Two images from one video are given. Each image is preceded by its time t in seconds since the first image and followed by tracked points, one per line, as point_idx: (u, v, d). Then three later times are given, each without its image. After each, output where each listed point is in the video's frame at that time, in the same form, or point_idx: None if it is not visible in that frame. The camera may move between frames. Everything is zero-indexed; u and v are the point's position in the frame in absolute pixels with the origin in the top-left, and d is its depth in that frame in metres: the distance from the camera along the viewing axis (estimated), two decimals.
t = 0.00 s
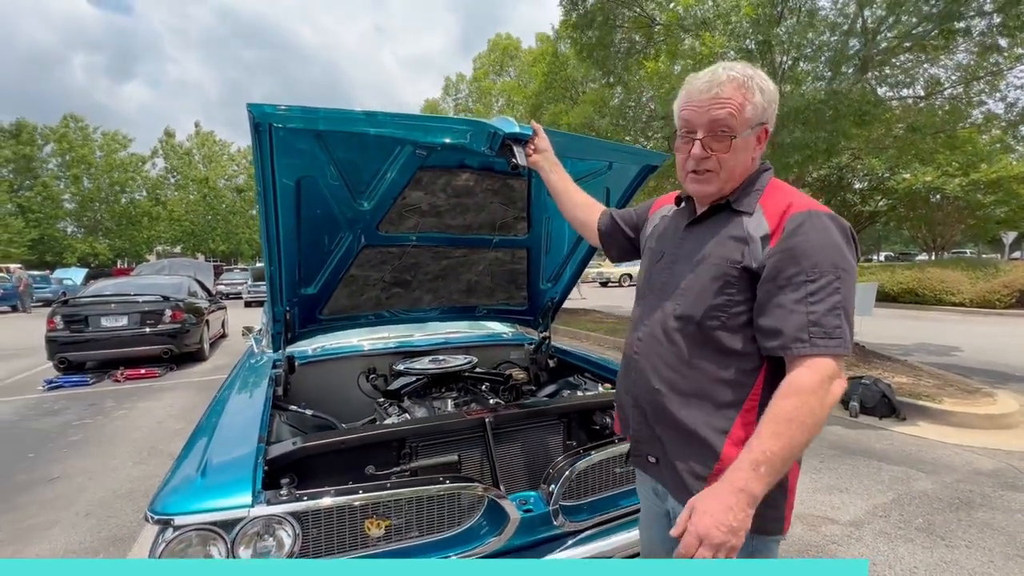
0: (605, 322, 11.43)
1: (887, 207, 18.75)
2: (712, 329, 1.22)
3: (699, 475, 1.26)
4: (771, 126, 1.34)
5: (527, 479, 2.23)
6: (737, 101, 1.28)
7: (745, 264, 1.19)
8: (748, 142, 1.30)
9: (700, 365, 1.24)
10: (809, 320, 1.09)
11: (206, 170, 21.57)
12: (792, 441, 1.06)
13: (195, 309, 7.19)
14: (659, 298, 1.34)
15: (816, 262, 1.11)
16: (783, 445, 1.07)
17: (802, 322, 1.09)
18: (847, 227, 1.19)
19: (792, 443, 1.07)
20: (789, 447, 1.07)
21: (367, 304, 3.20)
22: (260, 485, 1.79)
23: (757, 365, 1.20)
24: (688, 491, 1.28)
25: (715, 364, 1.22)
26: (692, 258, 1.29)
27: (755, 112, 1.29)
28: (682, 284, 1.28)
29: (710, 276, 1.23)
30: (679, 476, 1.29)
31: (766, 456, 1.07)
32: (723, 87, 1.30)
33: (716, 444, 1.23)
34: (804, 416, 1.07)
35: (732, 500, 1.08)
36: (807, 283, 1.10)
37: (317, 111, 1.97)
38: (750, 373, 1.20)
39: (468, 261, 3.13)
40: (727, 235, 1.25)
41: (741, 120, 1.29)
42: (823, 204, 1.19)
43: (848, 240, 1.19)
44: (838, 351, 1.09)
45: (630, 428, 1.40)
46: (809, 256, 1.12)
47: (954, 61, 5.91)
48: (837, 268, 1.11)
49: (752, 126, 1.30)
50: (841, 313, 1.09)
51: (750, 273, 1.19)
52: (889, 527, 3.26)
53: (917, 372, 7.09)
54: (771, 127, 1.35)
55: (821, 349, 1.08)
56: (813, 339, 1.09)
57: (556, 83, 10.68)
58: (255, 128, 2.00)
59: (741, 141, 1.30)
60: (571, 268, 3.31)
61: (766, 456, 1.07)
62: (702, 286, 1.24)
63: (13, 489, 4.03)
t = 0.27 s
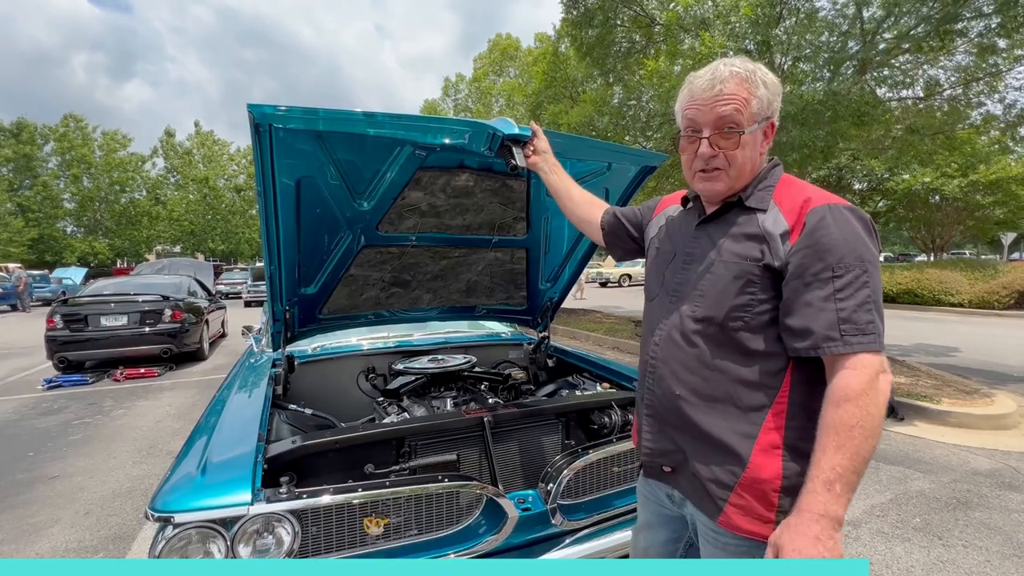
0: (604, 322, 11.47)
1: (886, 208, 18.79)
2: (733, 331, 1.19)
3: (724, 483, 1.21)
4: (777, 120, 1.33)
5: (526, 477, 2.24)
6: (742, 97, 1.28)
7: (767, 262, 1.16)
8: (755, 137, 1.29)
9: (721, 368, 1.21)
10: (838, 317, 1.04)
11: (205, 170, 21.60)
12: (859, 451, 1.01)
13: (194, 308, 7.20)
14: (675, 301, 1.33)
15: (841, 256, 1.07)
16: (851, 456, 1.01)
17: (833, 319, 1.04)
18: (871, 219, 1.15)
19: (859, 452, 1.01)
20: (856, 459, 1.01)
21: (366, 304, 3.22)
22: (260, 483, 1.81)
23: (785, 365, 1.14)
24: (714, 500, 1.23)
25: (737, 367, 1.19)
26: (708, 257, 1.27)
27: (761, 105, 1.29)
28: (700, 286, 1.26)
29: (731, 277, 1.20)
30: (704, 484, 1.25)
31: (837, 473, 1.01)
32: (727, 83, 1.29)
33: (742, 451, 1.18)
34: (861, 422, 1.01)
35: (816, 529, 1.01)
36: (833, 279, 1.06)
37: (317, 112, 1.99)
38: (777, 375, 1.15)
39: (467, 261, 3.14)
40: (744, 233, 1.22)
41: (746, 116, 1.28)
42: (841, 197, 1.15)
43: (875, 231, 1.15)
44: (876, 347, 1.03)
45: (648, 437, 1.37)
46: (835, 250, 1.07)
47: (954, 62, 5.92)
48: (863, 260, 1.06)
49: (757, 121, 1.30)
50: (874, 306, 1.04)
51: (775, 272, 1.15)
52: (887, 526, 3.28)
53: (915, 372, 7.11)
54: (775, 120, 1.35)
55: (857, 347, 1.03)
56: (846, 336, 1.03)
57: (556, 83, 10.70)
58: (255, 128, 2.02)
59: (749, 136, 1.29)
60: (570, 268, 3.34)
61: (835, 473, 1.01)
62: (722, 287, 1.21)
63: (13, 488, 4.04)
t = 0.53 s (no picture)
0: (603, 322, 11.48)
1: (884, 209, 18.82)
2: (752, 338, 1.19)
3: (738, 489, 1.22)
4: (802, 122, 1.27)
5: (524, 477, 2.24)
6: (767, 97, 1.22)
7: (790, 269, 1.15)
8: (772, 142, 1.24)
9: (741, 375, 1.20)
10: (865, 327, 1.04)
11: (205, 169, 21.60)
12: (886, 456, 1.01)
13: (194, 308, 7.20)
14: (689, 304, 1.31)
15: (868, 265, 1.06)
16: (880, 465, 1.01)
17: (859, 329, 1.04)
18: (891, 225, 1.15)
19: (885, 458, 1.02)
20: (881, 466, 1.01)
21: (366, 304, 3.23)
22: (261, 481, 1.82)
23: (802, 372, 1.16)
24: (728, 507, 1.24)
25: (755, 374, 1.19)
26: (726, 259, 1.26)
27: (787, 108, 1.23)
28: (719, 291, 1.25)
29: (752, 281, 1.19)
30: (717, 491, 1.25)
31: (864, 481, 1.01)
32: (755, 79, 1.23)
33: (758, 458, 1.19)
34: (885, 430, 1.02)
35: (839, 533, 0.99)
36: (859, 288, 1.06)
37: (317, 112, 1.99)
38: (795, 382, 1.16)
39: (467, 261, 3.15)
40: (766, 236, 1.21)
41: (768, 118, 1.23)
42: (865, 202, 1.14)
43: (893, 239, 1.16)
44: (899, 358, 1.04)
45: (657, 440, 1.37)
46: (862, 258, 1.07)
47: (953, 63, 5.93)
48: (888, 270, 1.07)
49: (780, 124, 1.24)
50: (896, 317, 1.05)
51: (797, 278, 1.15)
52: (884, 526, 3.29)
53: (914, 373, 7.13)
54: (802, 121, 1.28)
55: (883, 359, 1.03)
56: (872, 347, 1.03)
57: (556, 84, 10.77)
58: (256, 129, 2.02)
59: (768, 141, 1.25)
60: (569, 269, 3.35)
61: (864, 481, 1.01)
62: (743, 294, 1.20)
63: (13, 486, 4.05)
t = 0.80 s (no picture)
0: (603, 322, 11.49)
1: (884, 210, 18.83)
2: (753, 345, 1.20)
3: (727, 490, 1.24)
4: (818, 125, 1.26)
5: (524, 477, 2.24)
6: (779, 102, 1.22)
7: (795, 279, 1.16)
8: (783, 148, 1.24)
9: (739, 381, 1.21)
10: (870, 342, 1.03)
11: (205, 168, 21.62)
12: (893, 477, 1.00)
13: (194, 307, 7.21)
14: (692, 308, 1.32)
15: (876, 279, 1.06)
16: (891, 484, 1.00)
17: (865, 345, 1.03)
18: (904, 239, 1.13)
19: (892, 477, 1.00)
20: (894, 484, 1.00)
21: (366, 304, 3.24)
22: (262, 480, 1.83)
23: (801, 382, 1.17)
24: (715, 506, 1.25)
25: (756, 382, 1.20)
26: (731, 267, 1.27)
27: (800, 112, 1.22)
28: (721, 297, 1.26)
29: (755, 289, 1.20)
30: (707, 491, 1.27)
31: (878, 501, 0.99)
32: (767, 84, 1.22)
33: (749, 460, 1.20)
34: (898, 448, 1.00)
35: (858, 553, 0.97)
36: (866, 303, 1.05)
37: (319, 114, 2.00)
38: (793, 390, 1.17)
39: (468, 261, 3.16)
40: (774, 246, 1.21)
41: (780, 124, 1.23)
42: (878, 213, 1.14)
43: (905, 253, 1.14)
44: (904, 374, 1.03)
45: (652, 438, 1.38)
46: (871, 273, 1.06)
47: (953, 65, 5.95)
48: (898, 286, 1.06)
49: (792, 129, 1.24)
50: (904, 333, 1.04)
51: (801, 289, 1.15)
52: (883, 526, 3.30)
53: (913, 374, 7.14)
54: (818, 124, 1.27)
55: (887, 376, 1.02)
56: (878, 363, 1.03)
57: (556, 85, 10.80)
58: (258, 131, 2.03)
59: (779, 146, 1.24)
60: (569, 270, 3.37)
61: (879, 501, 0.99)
62: (745, 301, 1.21)
63: (13, 485, 4.05)
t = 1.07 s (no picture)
0: (603, 322, 11.50)
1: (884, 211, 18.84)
2: (745, 346, 1.20)
3: (715, 489, 1.26)
4: (810, 122, 1.24)
5: (524, 476, 2.25)
6: (759, 103, 1.23)
7: (786, 281, 1.16)
8: (769, 147, 1.24)
9: (730, 381, 1.22)
10: (858, 346, 1.03)
11: (205, 167, 21.63)
12: (866, 481, 1.01)
13: (194, 306, 7.22)
14: (688, 308, 1.34)
15: (867, 282, 1.04)
16: (860, 487, 1.01)
17: (852, 348, 1.03)
18: (904, 240, 1.11)
19: (866, 482, 1.01)
20: (864, 488, 1.01)
21: (367, 304, 3.25)
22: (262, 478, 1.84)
23: (792, 383, 1.17)
24: (704, 505, 1.28)
25: (748, 383, 1.20)
26: (726, 268, 1.28)
27: (783, 112, 1.22)
28: (715, 297, 1.27)
29: (746, 289, 1.21)
30: (696, 489, 1.30)
31: (843, 503, 1.01)
32: (746, 86, 1.24)
33: (737, 461, 1.22)
34: (874, 453, 1.01)
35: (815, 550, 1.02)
36: (855, 306, 1.04)
37: (320, 122, 2.00)
38: (783, 392, 1.17)
39: (469, 264, 3.17)
40: (769, 247, 1.21)
41: (762, 123, 1.23)
42: (875, 214, 1.12)
43: (907, 254, 1.12)
44: (894, 379, 1.02)
45: (650, 435, 1.40)
46: (861, 276, 1.05)
47: (953, 65, 5.95)
48: (891, 288, 1.04)
49: (779, 127, 1.23)
50: (897, 337, 1.02)
51: (791, 290, 1.15)
52: (882, 526, 3.31)
53: (913, 374, 7.14)
54: (811, 121, 1.25)
55: (874, 379, 1.02)
56: (865, 367, 1.02)
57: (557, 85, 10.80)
58: (258, 138, 2.03)
59: (765, 146, 1.25)
60: (570, 271, 3.37)
61: (843, 502, 1.01)
62: (736, 302, 1.22)
63: (13, 483, 4.05)
